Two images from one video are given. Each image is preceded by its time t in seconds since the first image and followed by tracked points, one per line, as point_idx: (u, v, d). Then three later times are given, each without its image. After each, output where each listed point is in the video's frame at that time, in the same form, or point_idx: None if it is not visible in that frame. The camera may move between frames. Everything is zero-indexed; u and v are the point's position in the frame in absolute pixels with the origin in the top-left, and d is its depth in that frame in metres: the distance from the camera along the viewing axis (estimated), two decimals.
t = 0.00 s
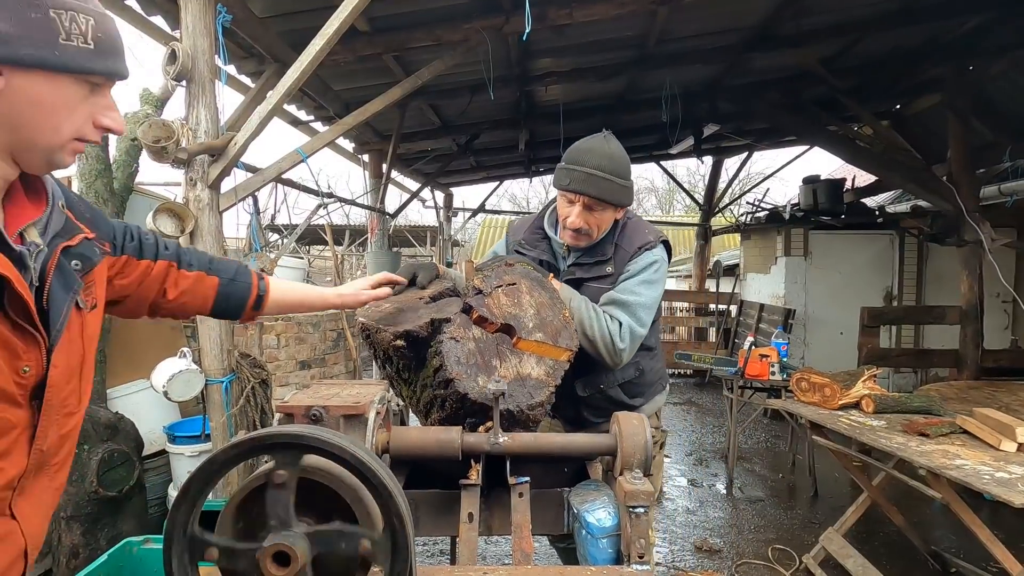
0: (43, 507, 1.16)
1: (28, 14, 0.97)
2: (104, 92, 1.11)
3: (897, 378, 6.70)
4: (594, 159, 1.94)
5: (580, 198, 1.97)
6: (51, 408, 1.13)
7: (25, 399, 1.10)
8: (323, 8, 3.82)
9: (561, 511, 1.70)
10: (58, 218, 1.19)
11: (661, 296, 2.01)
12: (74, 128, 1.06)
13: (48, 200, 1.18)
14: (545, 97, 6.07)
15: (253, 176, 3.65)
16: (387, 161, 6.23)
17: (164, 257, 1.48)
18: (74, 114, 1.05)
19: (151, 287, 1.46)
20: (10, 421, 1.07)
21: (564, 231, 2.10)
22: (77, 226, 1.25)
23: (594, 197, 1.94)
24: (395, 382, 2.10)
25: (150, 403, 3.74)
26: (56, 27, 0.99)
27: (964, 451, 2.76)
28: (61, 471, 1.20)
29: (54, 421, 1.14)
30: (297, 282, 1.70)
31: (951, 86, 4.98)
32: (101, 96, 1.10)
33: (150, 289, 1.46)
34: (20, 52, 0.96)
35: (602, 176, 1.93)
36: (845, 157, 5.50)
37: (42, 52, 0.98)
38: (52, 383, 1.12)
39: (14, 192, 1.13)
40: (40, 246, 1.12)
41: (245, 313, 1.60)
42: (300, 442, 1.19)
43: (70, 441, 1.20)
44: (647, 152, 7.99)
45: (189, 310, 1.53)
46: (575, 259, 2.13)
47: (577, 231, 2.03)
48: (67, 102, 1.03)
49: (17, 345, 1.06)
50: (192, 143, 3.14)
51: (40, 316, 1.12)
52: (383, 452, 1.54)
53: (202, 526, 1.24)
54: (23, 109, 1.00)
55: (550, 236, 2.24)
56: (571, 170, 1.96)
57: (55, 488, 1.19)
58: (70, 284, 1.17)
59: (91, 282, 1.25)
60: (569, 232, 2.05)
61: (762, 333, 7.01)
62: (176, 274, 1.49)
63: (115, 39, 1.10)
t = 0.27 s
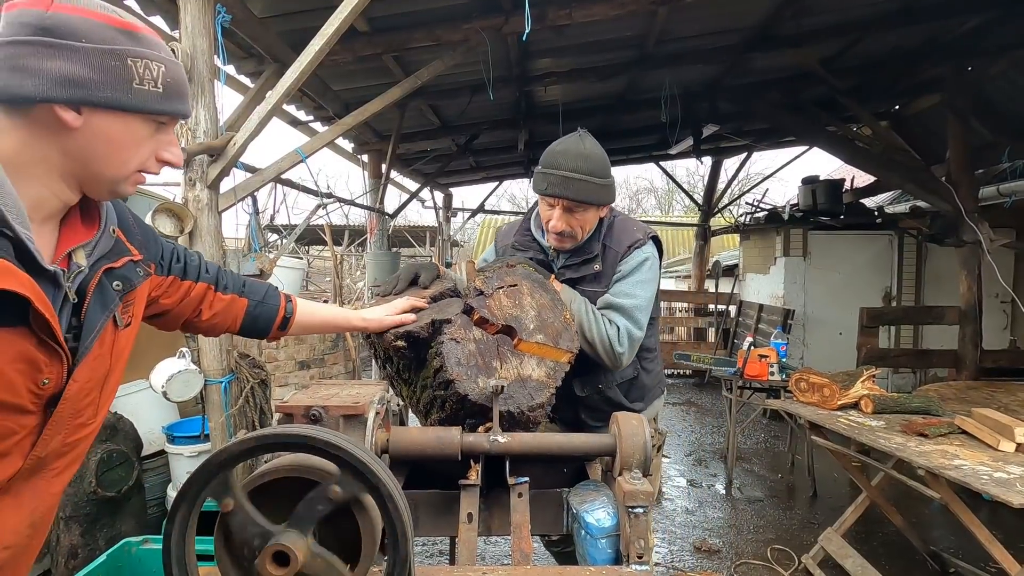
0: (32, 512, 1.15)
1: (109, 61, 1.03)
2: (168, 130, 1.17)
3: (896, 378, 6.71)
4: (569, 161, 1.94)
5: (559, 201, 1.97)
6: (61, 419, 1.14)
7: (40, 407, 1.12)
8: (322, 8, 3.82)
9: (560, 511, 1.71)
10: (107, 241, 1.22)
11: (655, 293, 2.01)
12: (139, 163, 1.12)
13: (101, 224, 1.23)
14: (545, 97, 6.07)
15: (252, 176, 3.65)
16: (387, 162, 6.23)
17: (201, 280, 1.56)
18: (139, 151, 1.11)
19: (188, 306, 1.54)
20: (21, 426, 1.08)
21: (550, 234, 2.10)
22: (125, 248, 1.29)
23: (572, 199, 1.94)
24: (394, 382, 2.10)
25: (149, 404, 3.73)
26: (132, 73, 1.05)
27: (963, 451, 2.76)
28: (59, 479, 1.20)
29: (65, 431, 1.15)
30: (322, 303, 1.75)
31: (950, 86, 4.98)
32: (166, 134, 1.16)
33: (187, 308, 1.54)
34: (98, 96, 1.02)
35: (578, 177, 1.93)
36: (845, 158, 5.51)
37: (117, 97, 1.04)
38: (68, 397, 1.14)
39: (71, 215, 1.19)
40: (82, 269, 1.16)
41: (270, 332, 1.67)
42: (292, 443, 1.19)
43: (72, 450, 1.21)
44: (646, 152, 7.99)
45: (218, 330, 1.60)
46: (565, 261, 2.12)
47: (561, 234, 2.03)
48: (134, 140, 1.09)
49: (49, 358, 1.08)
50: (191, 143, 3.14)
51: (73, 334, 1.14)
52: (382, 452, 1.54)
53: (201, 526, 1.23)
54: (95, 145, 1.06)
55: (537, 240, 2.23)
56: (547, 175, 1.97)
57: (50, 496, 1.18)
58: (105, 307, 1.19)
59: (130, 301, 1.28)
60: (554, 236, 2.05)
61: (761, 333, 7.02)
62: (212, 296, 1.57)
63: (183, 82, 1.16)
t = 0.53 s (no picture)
0: (16, 514, 1.20)
1: (86, 56, 1.03)
2: (146, 122, 1.17)
3: (895, 379, 6.72)
4: (565, 162, 1.94)
5: (555, 202, 1.97)
6: (41, 420, 1.17)
7: (19, 409, 1.16)
8: (321, 8, 3.82)
9: (558, 512, 1.71)
10: (86, 239, 1.23)
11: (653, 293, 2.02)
12: (118, 156, 1.14)
13: (79, 222, 1.23)
14: (543, 98, 6.08)
15: (251, 176, 3.65)
16: (386, 162, 6.23)
17: (193, 277, 1.56)
18: (120, 145, 1.13)
19: (181, 303, 1.54)
20: None
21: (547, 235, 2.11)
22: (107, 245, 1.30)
23: (568, 199, 1.94)
24: (393, 382, 2.09)
25: (148, 404, 3.72)
26: (109, 68, 1.06)
27: (961, 451, 2.77)
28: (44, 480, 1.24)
29: (45, 432, 1.19)
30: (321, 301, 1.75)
31: (948, 87, 4.99)
32: (146, 128, 1.17)
33: (179, 306, 1.54)
34: (75, 91, 1.03)
35: (574, 177, 1.93)
36: (843, 159, 5.51)
37: (95, 91, 1.05)
38: (46, 398, 1.17)
39: (48, 213, 1.20)
40: (58, 267, 1.17)
41: (269, 330, 1.68)
42: (284, 442, 1.18)
43: (57, 451, 1.24)
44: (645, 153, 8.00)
45: (213, 328, 1.60)
46: (563, 262, 2.12)
47: (558, 235, 2.03)
48: (113, 135, 1.11)
49: (25, 360, 1.12)
50: (190, 143, 3.14)
51: (49, 333, 1.17)
52: (381, 452, 1.54)
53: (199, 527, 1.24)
54: (73, 140, 1.07)
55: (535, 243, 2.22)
56: (543, 176, 1.97)
57: (35, 496, 1.23)
58: (81, 306, 1.21)
59: (113, 299, 1.30)
60: (551, 237, 2.06)
61: (760, 334, 7.03)
62: (205, 293, 1.57)
63: (162, 75, 1.17)
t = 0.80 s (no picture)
0: (19, 511, 1.20)
1: (82, 59, 1.03)
2: (144, 125, 1.17)
3: (893, 380, 6.73)
4: (567, 162, 1.94)
5: (558, 203, 1.97)
6: (44, 419, 1.17)
7: (22, 409, 1.15)
8: (320, 10, 3.83)
9: (557, 512, 1.71)
10: (86, 240, 1.23)
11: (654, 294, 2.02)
12: (117, 158, 1.13)
13: (79, 223, 1.23)
14: (542, 99, 6.08)
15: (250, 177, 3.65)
16: (385, 163, 6.23)
17: (193, 276, 1.56)
18: (117, 148, 1.12)
19: (181, 302, 1.54)
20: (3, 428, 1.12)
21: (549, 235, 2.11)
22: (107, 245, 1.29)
23: (570, 200, 1.94)
24: (391, 382, 2.09)
25: (146, 405, 3.72)
26: (105, 70, 1.06)
27: (959, 452, 2.78)
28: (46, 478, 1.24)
29: (47, 431, 1.19)
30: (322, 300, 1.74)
31: (946, 88, 5.00)
32: (143, 130, 1.17)
33: (179, 305, 1.54)
34: (71, 94, 1.03)
35: (577, 178, 1.93)
36: (842, 160, 5.52)
37: (91, 94, 1.05)
38: (49, 397, 1.17)
39: (48, 214, 1.20)
40: (59, 268, 1.18)
41: (267, 329, 1.67)
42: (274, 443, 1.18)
43: (59, 449, 1.25)
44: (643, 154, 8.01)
45: (212, 326, 1.60)
46: (565, 263, 2.13)
47: (560, 235, 2.04)
48: (110, 137, 1.10)
49: (28, 360, 1.12)
50: (189, 144, 3.14)
51: (50, 333, 1.17)
52: (380, 453, 1.54)
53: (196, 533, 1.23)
54: (70, 142, 1.07)
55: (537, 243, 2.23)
56: (545, 176, 1.97)
57: (37, 494, 1.23)
58: (81, 305, 1.21)
59: (114, 300, 1.30)
60: (554, 237, 2.06)
61: (758, 335, 7.03)
62: (205, 293, 1.57)
63: (159, 77, 1.16)
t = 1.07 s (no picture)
0: (20, 513, 1.20)
1: (74, 64, 1.03)
2: (138, 130, 1.17)
3: (891, 381, 6.74)
4: (567, 165, 1.95)
5: (557, 205, 1.98)
6: (44, 421, 1.17)
7: (22, 411, 1.15)
8: (317, 13, 3.84)
9: (556, 515, 1.70)
10: (82, 243, 1.24)
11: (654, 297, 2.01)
12: (112, 162, 1.13)
13: (75, 226, 1.23)
14: (540, 101, 6.10)
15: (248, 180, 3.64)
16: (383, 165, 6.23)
17: (189, 279, 1.56)
18: (111, 152, 1.12)
19: (177, 305, 1.54)
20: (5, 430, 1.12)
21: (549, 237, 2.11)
22: (103, 248, 1.30)
23: (570, 203, 1.95)
24: (388, 384, 2.09)
25: (144, 409, 3.71)
26: (98, 76, 1.06)
27: (957, 453, 2.78)
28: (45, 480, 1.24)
29: (48, 433, 1.19)
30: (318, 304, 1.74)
31: (942, 91, 5.02)
32: (138, 134, 1.17)
33: (175, 308, 1.54)
34: (64, 100, 1.03)
35: (576, 181, 1.93)
36: (839, 162, 5.54)
37: (84, 99, 1.05)
38: (48, 399, 1.16)
39: (45, 217, 1.20)
40: (57, 271, 1.18)
41: (262, 332, 1.67)
42: (265, 447, 1.18)
43: (59, 452, 1.25)
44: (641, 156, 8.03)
45: (209, 329, 1.61)
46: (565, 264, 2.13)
47: (559, 238, 2.04)
48: (105, 142, 1.11)
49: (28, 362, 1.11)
50: (186, 147, 3.13)
51: (49, 336, 1.17)
52: (378, 456, 1.54)
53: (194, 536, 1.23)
54: (65, 148, 1.07)
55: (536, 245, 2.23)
56: (545, 179, 1.97)
57: (37, 497, 1.23)
58: (79, 307, 1.21)
59: (110, 302, 1.30)
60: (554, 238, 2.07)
61: (757, 337, 7.04)
62: (200, 296, 1.57)
63: (152, 81, 1.16)
